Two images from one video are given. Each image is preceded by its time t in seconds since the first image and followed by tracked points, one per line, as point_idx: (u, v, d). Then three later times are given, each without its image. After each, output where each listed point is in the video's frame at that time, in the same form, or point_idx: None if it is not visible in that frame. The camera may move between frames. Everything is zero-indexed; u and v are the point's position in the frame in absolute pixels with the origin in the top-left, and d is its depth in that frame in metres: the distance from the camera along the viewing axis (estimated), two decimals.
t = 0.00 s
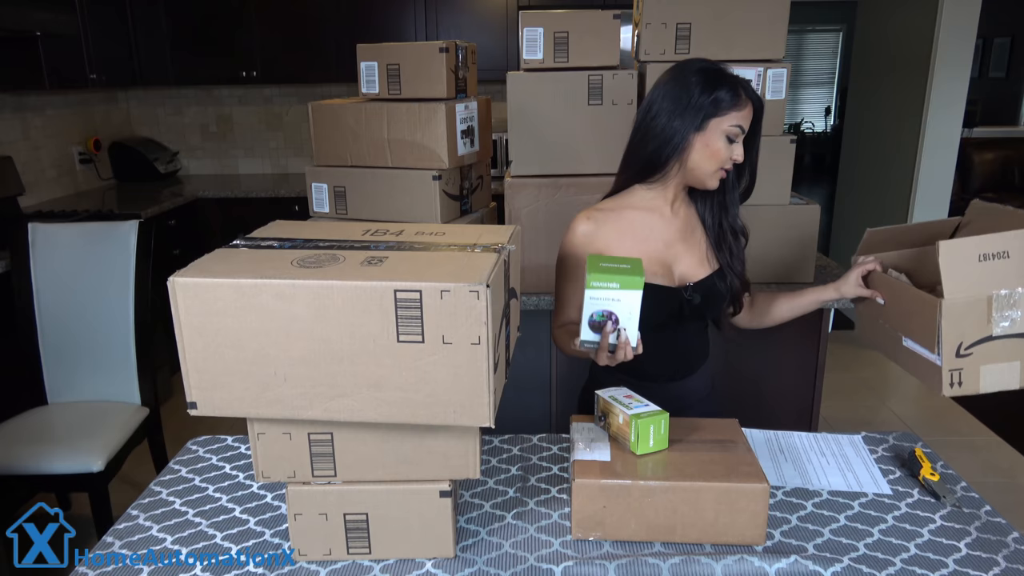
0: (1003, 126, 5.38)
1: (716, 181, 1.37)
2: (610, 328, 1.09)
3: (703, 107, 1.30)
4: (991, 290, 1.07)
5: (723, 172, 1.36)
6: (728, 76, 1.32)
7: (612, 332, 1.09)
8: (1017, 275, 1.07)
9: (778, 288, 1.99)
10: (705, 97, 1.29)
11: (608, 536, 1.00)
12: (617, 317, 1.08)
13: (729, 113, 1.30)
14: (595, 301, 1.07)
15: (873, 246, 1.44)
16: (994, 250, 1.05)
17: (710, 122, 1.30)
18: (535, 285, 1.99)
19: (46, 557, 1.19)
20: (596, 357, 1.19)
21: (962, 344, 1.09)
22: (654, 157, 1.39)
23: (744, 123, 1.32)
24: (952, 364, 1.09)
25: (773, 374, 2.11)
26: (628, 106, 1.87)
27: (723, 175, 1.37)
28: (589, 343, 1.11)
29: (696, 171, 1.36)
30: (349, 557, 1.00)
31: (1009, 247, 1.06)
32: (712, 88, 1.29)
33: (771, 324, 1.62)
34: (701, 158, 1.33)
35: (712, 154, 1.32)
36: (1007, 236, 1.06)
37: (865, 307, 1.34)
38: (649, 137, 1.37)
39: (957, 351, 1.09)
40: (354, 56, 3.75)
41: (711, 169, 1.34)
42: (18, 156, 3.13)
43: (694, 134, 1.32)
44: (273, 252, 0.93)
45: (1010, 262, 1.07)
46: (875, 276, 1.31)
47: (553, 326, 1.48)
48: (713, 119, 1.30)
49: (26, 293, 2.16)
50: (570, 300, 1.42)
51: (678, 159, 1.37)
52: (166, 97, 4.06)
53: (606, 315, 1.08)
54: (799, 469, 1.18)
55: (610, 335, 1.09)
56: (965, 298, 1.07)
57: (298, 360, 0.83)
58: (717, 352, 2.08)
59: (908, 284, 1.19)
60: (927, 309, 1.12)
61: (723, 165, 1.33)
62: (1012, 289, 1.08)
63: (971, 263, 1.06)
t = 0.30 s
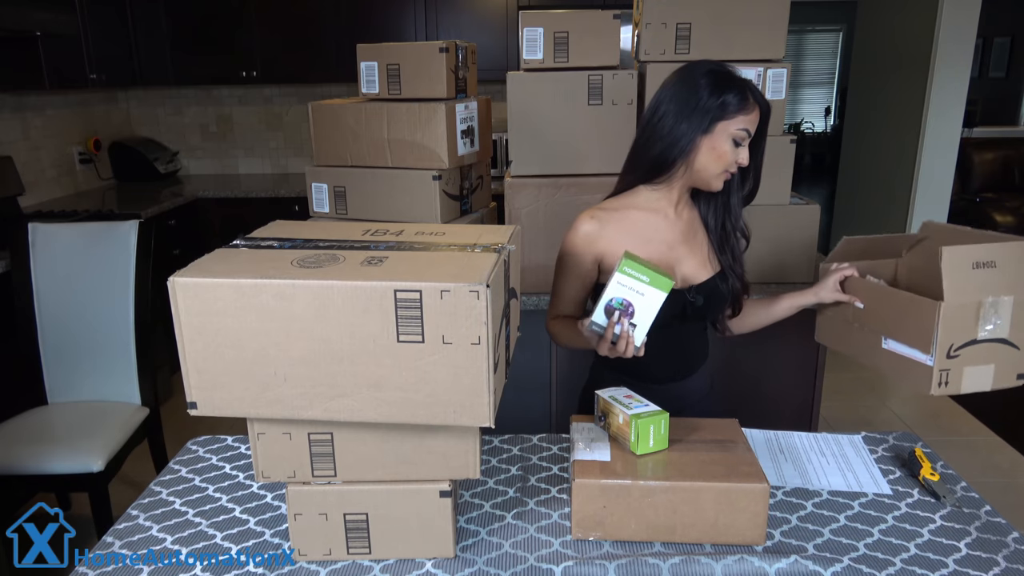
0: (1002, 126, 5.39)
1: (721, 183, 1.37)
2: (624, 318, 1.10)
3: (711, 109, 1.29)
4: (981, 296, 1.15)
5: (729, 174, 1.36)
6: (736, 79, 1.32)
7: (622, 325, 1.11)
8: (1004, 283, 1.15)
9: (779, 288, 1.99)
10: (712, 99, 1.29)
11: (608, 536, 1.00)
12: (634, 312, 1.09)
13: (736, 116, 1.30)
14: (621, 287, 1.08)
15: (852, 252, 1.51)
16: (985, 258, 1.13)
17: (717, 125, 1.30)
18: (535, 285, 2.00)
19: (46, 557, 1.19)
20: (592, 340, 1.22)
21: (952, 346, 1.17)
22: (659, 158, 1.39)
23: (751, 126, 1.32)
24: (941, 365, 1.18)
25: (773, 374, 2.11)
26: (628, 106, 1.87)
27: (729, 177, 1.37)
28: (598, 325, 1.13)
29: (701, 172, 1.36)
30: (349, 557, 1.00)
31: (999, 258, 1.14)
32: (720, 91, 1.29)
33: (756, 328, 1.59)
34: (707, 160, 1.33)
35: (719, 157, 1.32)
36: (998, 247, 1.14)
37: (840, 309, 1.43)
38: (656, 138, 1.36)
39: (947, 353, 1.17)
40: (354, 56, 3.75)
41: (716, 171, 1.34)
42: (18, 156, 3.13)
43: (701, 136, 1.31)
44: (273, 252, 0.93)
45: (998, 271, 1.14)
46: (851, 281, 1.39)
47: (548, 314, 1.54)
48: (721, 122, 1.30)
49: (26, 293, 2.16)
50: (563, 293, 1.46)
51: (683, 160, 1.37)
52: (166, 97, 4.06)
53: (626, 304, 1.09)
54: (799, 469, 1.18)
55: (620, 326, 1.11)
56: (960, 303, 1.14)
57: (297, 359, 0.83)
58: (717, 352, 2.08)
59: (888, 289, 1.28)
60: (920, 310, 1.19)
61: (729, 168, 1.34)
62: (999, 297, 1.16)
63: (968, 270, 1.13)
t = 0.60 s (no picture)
0: (1002, 125, 5.40)
1: (721, 183, 1.37)
2: (622, 323, 1.10)
3: (713, 110, 1.29)
4: (994, 280, 1.09)
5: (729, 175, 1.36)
6: (737, 79, 1.32)
7: (622, 329, 1.10)
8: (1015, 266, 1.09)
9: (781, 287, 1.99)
10: (714, 99, 1.29)
11: (608, 536, 1.00)
12: (631, 314, 1.09)
13: (738, 116, 1.30)
14: (616, 292, 1.08)
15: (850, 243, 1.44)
16: (995, 242, 1.07)
17: (719, 125, 1.30)
18: (535, 285, 2.00)
19: (46, 557, 1.19)
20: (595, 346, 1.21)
21: (968, 332, 1.10)
22: (660, 158, 1.39)
23: (752, 127, 1.32)
24: (960, 351, 1.11)
25: (773, 373, 2.11)
26: (628, 106, 1.88)
27: (729, 177, 1.38)
28: (598, 332, 1.13)
29: (702, 173, 1.36)
30: (349, 557, 1.00)
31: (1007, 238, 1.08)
32: (721, 91, 1.30)
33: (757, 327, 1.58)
34: (707, 160, 1.33)
35: (720, 157, 1.32)
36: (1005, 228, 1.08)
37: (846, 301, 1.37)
38: (656, 138, 1.36)
39: (965, 338, 1.10)
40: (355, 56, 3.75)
41: (717, 172, 1.34)
42: (19, 156, 3.13)
43: (702, 137, 1.32)
44: (273, 252, 0.93)
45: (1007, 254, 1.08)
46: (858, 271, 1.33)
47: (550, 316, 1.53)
48: (721, 122, 1.30)
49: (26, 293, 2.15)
50: (564, 293, 1.47)
51: (684, 161, 1.37)
52: (166, 97, 4.06)
53: (622, 308, 1.09)
54: (799, 469, 1.18)
55: (620, 330, 1.11)
56: (975, 287, 1.08)
57: (297, 359, 0.83)
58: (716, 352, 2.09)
59: (896, 277, 1.22)
60: (934, 298, 1.12)
61: (730, 168, 1.34)
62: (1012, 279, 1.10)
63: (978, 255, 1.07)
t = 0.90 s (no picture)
0: (1002, 125, 5.40)
1: (716, 184, 1.37)
2: (618, 325, 1.10)
3: (710, 110, 1.29)
4: None
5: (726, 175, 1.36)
6: (735, 80, 1.32)
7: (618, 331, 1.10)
8: None
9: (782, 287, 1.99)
10: (711, 99, 1.29)
11: (608, 536, 1.00)
12: (627, 316, 1.09)
13: (734, 117, 1.30)
14: (612, 293, 1.08)
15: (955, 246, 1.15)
16: None
17: (715, 125, 1.30)
18: (535, 285, 1.99)
19: (46, 557, 1.19)
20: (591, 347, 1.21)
21: None
22: (657, 157, 1.39)
23: (748, 128, 1.32)
24: None
25: (774, 373, 2.11)
26: (628, 106, 1.88)
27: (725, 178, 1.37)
28: (594, 335, 1.13)
29: (697, 173, 1.36)
30: (349, 557, 1.00)
31: None
32: (718, 91, 1.29)
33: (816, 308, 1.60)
34: (703, 160, 1.33)
35: (716, 158, 1.32)
36: None
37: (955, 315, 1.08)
38: (653, 138, 1.37)
39: None
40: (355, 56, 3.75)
41: (712, 172, 1.34)
42: (18, 156, 3.13)
43: (698, 137, 1.32)
44: (273, 252, 0.93)
45: None
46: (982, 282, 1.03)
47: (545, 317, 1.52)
48: (718, 123, 1.30)
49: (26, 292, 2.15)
50: (560, 293, 1.46)
51: (680, 161, 1.37)
52: (166, 97, 4.07)
53: (618, 310, 1.10)
54: (799, 469, 1.18)
55: (616, 332, 1.11)
56: None
57: (297, 359, 0.83)
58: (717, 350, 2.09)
59: None
60: None
61: (726, 169, 1.34)
62: None
63: None
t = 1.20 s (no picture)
0: (1002, 125, 5.41)
1: (715, 183, 1.37)
2: (617, 325, 1.10)
3: (706, 110, 1.29)
4: None
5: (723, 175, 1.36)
6: (732, 79, 1.32)
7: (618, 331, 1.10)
8: None
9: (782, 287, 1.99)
10: (708, 99, 1.29)
11: (608, 536, 1.00)
12: (626, 317, 1.09)
13: (731, 116, 1.30)
14: (610, 294, 1.08)
15: None
16: None
17: (713, 125, 1.30)
18: (535, 285, 1.99)
19: (46, 557, 1.19)
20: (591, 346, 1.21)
21: None
22: (655, 157, 1.39)
23: (746, 127, 1.32)
24: None
25: (773, 374, 2.11)
26: (628, 105, 1.88)
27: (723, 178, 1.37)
28: (593, 335, 1.13)
29: (695, 173, 1.36)
30: (350, 557, 1.00)
31: None
32: (715, 91, 1.29)
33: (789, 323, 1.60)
34: (701, 160, 1.33)
35: (714, 158, 1.32)
36: None
37: None
38: (651, 138, 1.37)
39: None
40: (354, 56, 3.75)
41: (710, 172, 1.34)
42: (19, 156, 3.13)
43: (695, 137, 1.32)
44: (273, 252, 0.93)
45: None
46: None
47: (544, 318, 1.52)
48: (715, 122, 1.30)
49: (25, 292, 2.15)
50: (559, 294, 1.46)
51: (678, 160, 1.37)
52: (166, 97, 4.07)
53: (618, 311, 1.09)
54: (799, 469, 1.18)
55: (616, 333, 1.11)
56: None
57: (297, 359, 0.83)
58: (716, 351, 2.09)
59: None
60: None
61: (723, 168, 1.34)
62: None
63: None
